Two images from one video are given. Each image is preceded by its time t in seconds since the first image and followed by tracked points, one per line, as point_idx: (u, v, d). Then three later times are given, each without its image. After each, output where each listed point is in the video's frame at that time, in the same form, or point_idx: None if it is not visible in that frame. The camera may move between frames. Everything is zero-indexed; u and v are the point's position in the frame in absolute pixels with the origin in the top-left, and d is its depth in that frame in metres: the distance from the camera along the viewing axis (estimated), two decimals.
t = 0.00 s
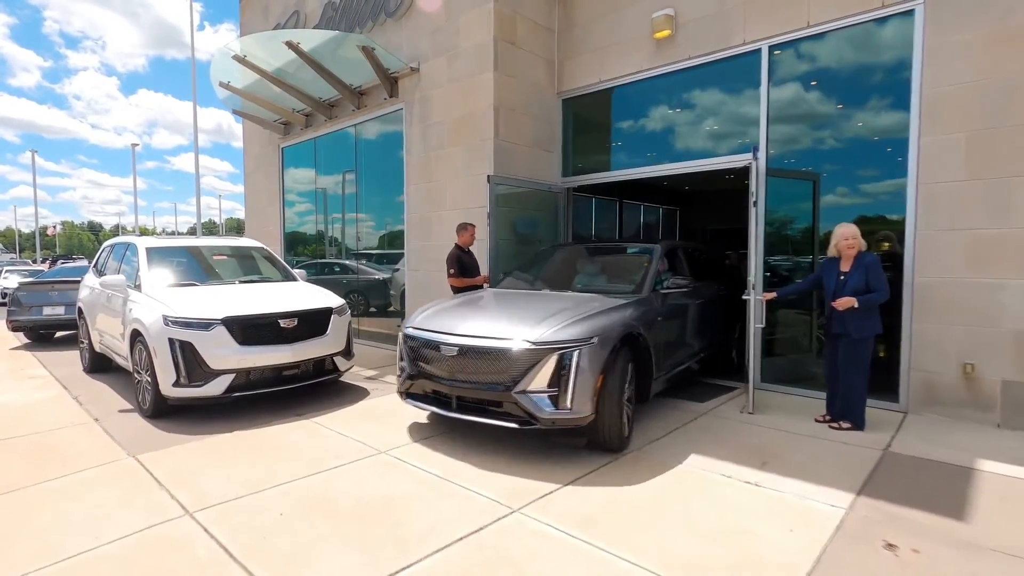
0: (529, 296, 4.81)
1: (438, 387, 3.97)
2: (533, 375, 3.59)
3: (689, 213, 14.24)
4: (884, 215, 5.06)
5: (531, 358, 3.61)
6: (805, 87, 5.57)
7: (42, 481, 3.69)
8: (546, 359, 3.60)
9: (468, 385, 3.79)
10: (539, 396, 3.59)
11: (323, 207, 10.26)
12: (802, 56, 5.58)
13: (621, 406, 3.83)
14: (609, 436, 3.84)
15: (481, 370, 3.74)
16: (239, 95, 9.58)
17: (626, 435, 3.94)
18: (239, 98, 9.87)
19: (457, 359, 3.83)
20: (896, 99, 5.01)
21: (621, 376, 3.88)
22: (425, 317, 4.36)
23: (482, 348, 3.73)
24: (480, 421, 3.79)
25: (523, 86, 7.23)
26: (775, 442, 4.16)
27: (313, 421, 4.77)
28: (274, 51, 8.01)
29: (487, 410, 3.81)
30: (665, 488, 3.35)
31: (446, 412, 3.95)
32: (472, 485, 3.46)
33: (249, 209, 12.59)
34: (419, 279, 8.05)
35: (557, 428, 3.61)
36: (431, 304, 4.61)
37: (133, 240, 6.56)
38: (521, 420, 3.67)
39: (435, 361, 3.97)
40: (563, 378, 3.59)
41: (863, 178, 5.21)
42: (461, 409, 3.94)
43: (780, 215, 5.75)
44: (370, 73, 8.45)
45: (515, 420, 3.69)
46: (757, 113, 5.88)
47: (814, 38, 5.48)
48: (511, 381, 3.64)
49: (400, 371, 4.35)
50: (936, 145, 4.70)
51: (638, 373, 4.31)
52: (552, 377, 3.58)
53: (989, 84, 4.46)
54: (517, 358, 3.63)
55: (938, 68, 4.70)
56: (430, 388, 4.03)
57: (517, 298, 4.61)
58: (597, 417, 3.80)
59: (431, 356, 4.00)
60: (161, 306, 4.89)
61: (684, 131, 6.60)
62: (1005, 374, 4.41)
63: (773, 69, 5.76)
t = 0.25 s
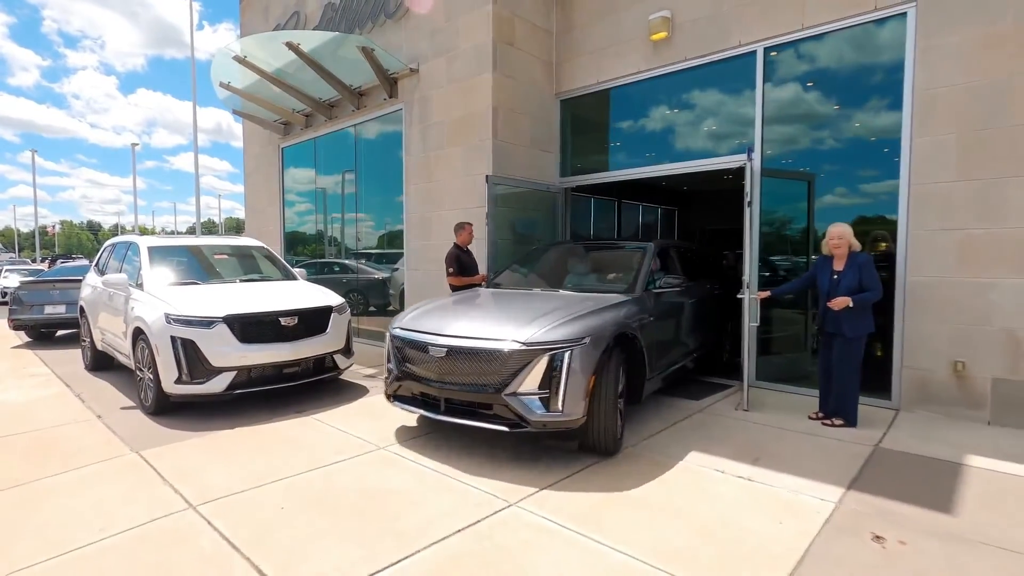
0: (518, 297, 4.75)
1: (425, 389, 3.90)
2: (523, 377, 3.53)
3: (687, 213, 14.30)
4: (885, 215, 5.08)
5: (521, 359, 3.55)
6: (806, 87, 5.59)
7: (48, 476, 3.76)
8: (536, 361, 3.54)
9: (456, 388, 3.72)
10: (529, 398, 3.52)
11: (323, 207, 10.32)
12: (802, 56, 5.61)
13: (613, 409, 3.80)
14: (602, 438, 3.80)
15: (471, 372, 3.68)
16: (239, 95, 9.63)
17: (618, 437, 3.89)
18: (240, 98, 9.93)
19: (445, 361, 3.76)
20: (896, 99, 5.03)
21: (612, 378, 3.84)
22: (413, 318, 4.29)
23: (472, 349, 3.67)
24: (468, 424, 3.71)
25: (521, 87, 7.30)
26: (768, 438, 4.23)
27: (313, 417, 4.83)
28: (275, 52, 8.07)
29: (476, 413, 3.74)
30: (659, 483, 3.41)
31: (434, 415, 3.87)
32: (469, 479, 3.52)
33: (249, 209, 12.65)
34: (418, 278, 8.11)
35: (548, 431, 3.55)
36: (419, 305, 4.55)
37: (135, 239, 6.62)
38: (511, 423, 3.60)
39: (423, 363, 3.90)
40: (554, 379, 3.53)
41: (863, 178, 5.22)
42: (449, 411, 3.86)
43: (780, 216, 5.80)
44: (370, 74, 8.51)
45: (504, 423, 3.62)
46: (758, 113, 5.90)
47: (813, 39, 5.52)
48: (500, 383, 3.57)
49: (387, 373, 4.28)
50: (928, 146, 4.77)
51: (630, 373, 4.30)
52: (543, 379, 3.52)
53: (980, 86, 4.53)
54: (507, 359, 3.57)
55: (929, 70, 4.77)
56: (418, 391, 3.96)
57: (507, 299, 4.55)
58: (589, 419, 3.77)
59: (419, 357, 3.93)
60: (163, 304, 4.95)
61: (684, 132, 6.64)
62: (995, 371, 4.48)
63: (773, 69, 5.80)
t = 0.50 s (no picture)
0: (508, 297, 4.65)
1: (414, 393, 3.79)
2: (515, 380, 3.44)
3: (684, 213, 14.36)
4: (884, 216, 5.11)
5: (514, 361, 3.45)
6: (804, 87, 5.63)
7: (51, 471, 3.80)
8: (529, 362, 3.44)
9: (446, 391, 3.61)
10: (522, 402, 3.43)
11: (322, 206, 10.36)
12: (800, 56, 5.64)
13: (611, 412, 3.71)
14: (598, 443, 3.71)
15: (461, 375, 3.58)
16: (238, 94, 9.66)
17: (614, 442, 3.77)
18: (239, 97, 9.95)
19: (435, 363, 3.66)
20: (895, 100, 5.06)
21: (608, 379, 3.74)
22: (400, 320, 4.18)
23: (462, 351, 3.57)
24: (458, 429, 3.61)
25: (520, 86, 7.34)
26: (763, 434, 4.29)
27: (313, 414, 4.87)
28: (274, 51, 8.10)
29: (466, 418, 3.64)
30: (654, 479, 3.46)
31: (422, 420, 3.76)
32: (467, 474, 3.57)
33: (248, 208, 12.68)
34: (417, 277, 8.16)
35: (542, 436, 3.45)
36: (406, 306, 4.45)
37: (135, 238, 6.65)
38: (503, 428, 3.50)
39: (411, 366, 3.79)
40: (548, 382, 3.44)
41: (861, 178, 5.25)
42: (438, 416, 3.76)
43: (779, 216, 5.83)
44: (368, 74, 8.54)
45: (497, 428, 3.52)
46: (756, 112, 5.93)
47: (811, 39, 5.56)
48: (492, 386, 3.47)
49: (374, 376, 4.17)
50: (922, 146, 4.82)
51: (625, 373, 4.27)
52: (536, 381, 3.42)
53: (972, 87, 4.59)
54: (498, 362, 3.47)
55: (922, 71, 4.82)
56: (406, 395, 3.85)
57: (497, 299, 4.46)
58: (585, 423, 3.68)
59: (407, 360, 3.82)
60: (163, 302, 4.98)
61: (683, 131, 6.67)
62: (987, 368, 4.54)
63: (771, 69, 5.84)
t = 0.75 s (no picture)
0: (497, 297, 4.49)
1: (401, 400, 3.59)
2: (511, 385, 3.28)
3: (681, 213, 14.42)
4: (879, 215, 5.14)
5: (509, 365, 3.29)
6: (800, 87, 5.66)
7: (52, 467, 3.82)
8: (526, 366, 3.29)
9: (436, 398, 3.43)
10: (518, 408, 3.28)
11: (320, 205, 10.38)
12: (797, 56, 5.68)
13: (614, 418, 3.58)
14: (598, 450, 3.59)
15: (452, 380, 3.39)
16: (236, 92, 9.67)
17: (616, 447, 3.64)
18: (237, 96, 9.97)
19: (424, 368, 3.47)
20: (889, 100, 5.10)
21: (607, 384, 3.62)
22: (384, 321, 3.97)
23: (454, 355, 3.39)
24: (449, 438, 3.42)
25: (517, 86, 7.38)
26: (757, 430, 4.34)
27: (311, 411, 4.91)
28: (272, 50, 8.12)
29: (457, 425, 3.47)
30: (650, 475, 3.51)
31: (411, 428, 3.57)
32: (466, 470, 3.61)
33: (246, 207, 12.69)
34: (414, 275, 8.20)
35: (539, 444, 3.31)
36: (389, 307, 4.25)
37: (134, 236, 6.67)
38: (498, 436, 3.34)
39: (398, 371, 3.59)
40: (546, 386, 3.30)
41: (857, 178, 5.29)
42: (427, 424, 3.57)
43: (775, 215, 5.87)
44: (366, 73, 8.56)
45: (491, 436, 3.36)
46: (752, 112, 5.98)
47: (807, 39, 5.61)
48: (486, 392, 3.31)
49: (358, 380, 3.97)
50: (915, 145, 4.88)
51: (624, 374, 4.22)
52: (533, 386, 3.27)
53: (964, 88, 4.65)
54: (493, 366, 3.31)
55: (915, 72, 4.88)
56: (393, 401, 3.65)
57: (487, 300, 4.29)
58: (585, 429, 3.57)
59: (394, 364, 3.62)
60: (163, 300, 5.01)
61: (681, 131, 6.71)
62: (978, 366, 4.60)
63: (768, 69, 5.88)
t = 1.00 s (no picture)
0: (492, 297, 4.27)
1: (396, 408, 3.35)
2: (516, 392, 3.08)
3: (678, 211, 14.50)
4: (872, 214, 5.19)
5: (515, 370, 3.09)
6: (795, 86, 5.73)
7: (55, 462, 3.87)
8: (533, 371, 3.09)
9: (436, 406, 3.20)
10: (524, 416, 3.08)
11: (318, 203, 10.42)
12: (793, 55, 5.73)
13: (623, 426, 3.41)
14: (607, 459, 3.40)
15: (453, 386, 3.18)
16: (234, 91, 9.69)
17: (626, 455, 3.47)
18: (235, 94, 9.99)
19: (422, 373, 3.24)
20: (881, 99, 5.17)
21: (616, 389, 3.44)
22: (375, 324, 3.74)
23: (454, 360, 3.17)
24: (449, 448, 3.19)
25: (515, 85, 7.43)
26: (751, 425, 4.42)
27: (312, 407, 4.96)
28: (270, 49, 8.14)
29: (457, 435, 3.24)
30: (645, 468, 3.58)
31: (406, 438, 3.33)
32: (465, 464, 3.68)
33: (244, 205, 12.72)
34: (412, 273, 8.25)
35: (546, 454, 3.11)
36: (377, 309, 4.03)
37: (133, 233, 6.70)
38: (501, 446, 3.13)
39: (393, 377, 3.36)
40: (554, 392, 3.11)
41: (852, 177, 5.34)
42: (424, 433, 3.33)
43: (771, 214, 5.92)
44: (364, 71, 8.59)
45: (494, 446, 3.14)
46: (747, 110, 6.05)
47: (802, 39, 5.66)
48: (490, 399, 3.10)
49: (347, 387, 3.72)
50: (907, 144, 4.95)
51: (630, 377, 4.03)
52: (541, 392, 3.08)
53: (954, 88, 4.72)
54: (497, 371, 3.10)
55: (907, 72, 4.95)
56: (387, 409, 3.41)
57: (482, 300, 4.08)
58: (593, 438, 3.37)
59: (389, 370, 3.38)
60: (164, 297, 5.04)
61: (676, 130, 6.78)
62: (968, 361, 4.68)
63: (764, 68, 5.94)
